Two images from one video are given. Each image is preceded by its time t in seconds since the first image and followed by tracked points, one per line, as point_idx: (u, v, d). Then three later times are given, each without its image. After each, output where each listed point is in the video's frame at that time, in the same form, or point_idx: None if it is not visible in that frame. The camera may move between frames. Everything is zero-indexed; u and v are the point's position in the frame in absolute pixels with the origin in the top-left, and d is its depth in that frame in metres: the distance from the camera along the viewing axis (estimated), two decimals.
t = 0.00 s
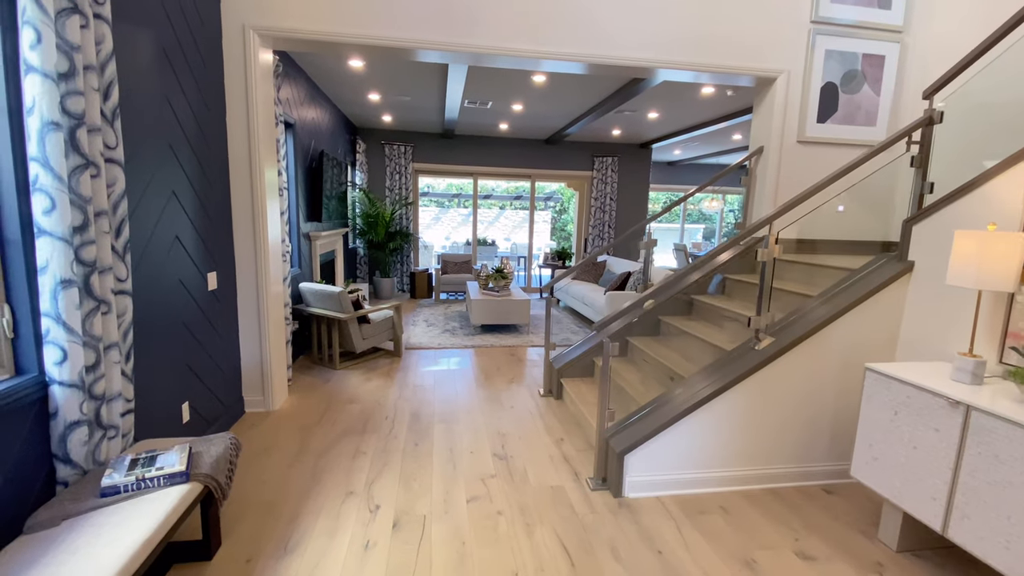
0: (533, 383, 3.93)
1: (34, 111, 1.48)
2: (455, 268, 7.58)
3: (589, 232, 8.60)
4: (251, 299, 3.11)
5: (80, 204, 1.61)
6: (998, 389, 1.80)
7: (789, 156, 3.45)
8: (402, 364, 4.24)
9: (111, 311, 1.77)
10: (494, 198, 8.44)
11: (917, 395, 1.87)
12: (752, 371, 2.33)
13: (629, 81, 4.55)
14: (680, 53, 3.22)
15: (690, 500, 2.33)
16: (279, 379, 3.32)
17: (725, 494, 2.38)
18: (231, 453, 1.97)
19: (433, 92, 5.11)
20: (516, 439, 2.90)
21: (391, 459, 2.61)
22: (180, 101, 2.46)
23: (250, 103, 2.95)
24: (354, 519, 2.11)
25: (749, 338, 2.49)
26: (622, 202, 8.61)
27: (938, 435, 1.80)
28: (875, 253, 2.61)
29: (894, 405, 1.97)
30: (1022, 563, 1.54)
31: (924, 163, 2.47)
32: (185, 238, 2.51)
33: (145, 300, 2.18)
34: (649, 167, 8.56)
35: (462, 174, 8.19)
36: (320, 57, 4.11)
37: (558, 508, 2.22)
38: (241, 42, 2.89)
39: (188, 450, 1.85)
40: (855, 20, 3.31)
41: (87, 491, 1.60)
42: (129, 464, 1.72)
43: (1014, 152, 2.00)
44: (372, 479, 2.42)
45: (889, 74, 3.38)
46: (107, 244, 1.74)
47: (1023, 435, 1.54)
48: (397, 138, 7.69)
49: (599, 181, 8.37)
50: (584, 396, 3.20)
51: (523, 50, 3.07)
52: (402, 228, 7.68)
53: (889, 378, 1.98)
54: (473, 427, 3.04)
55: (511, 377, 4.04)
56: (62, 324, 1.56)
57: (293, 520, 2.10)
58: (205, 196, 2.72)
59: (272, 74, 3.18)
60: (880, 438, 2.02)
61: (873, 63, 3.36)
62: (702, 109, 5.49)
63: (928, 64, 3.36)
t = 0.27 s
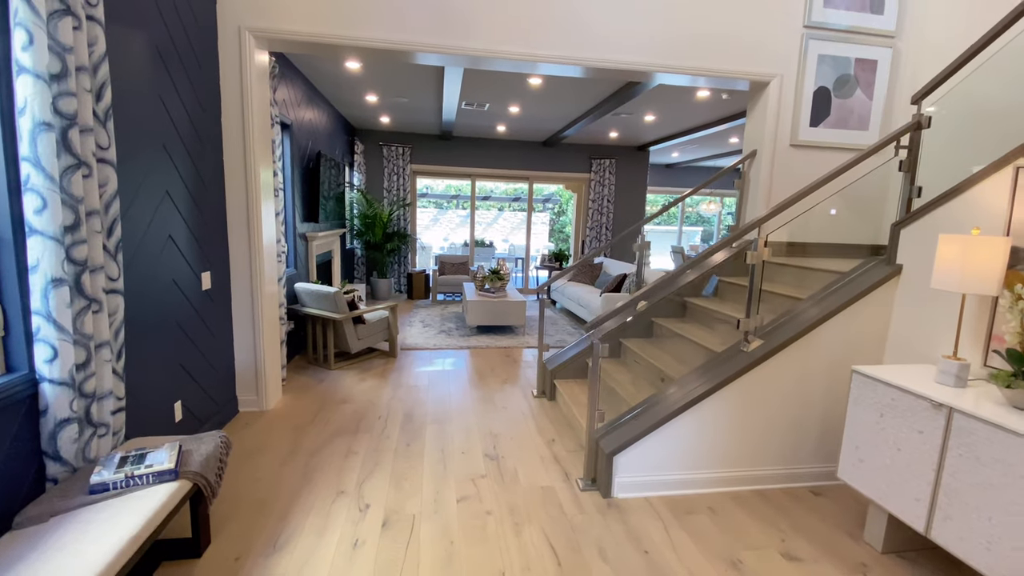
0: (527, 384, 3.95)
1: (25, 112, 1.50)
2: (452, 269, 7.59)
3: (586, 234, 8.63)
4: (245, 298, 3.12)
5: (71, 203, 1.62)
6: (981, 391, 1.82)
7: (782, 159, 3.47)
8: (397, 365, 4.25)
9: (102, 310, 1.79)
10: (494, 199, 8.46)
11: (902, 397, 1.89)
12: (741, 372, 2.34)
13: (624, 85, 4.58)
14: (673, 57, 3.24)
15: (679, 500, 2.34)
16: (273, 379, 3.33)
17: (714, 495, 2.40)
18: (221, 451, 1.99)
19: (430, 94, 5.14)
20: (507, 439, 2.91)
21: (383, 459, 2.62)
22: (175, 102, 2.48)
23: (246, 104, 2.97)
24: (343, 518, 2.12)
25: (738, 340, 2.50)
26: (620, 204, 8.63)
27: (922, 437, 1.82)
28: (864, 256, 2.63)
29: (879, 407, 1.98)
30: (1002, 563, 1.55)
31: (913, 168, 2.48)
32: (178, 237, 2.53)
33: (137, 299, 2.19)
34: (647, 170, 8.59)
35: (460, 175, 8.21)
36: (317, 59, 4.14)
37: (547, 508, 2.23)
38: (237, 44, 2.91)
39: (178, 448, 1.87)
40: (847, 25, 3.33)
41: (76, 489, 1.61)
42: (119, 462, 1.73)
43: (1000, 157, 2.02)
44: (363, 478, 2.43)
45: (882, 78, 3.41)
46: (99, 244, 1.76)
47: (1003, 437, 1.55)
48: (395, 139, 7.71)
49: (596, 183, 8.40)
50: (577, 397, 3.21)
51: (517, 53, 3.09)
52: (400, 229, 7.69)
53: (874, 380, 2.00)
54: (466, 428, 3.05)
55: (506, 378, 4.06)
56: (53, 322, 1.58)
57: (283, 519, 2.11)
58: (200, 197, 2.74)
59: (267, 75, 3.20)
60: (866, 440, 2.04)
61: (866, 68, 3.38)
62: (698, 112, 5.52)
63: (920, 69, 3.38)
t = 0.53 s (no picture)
0: (516, 384, 3.95)
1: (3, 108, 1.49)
2: (445, 269, 7.59)
3: (580, 236, 8.65)
4: (232, 297, 3.11)
5: (50, 200, 1.62)
6: (958, 394, 1.84)
7: (770, 163, 3.49)
8: (387, 365, 4.25)
9: (82, 307, 1.78)
10: (489, 200, 8.47)
11: (880, 400, 1.91)
12: (725, 373, 2.36)
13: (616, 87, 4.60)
14: (662, 60, 3.26)
15: (662, 502, 2.35)
16: (260, 378, 3.32)
17: (696, 496, 2.41)
18: (202, 450, 1.98)
19: (422, 95, 5.14)
20: (493, 440, 2.91)
21: (368, 459, 2.62)
22: (161, 99, 2.47)
23: (234, 102, 2.96)
24: (325, 518, 2.12)
25: (722, 341, 2.52)
26: (613, 206, 8.66)
27: (899, 439, 1.83)
28: (847, 259, 2.66)
29: (858, 410, 2.00)
30: (975, 565, 1.57)
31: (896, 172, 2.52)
32: (163, 235, 2.52)
33: (119, 297, 2.18)
34: (641, 172, 8.62)
35: (454, 176, 8.21)
36: (309, 58, 4.13)
37: (529, 509, 2.24)
38: (225, 42, 2.90)
39: (157, 447, 1.86)
40: (835, 31, 3.36)
41: (51, 486, 1.60)
42: (96, 460, 1.72)
43: (979, 163, 2.04)
44: (347, 478, 2.43)
45: (869, 84, 3.44)
46: (78, 241, 1.75)
47: (977, 440, 1.57)
48: (388, 139, 7.71)
49: (590, 185, 8.42)
50: (564, 398, 3.22)
51: (506, 55, 3.10)
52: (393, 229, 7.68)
53: (854, 382, 2.02)
54: (452, 428, 3.05)
55: (495, 379, 4.06)
56: (30, 319, 1.57)
57: (264, 518, 2.11)
58: (186, 195, 2.73)
59: (256, 73, 3.19)
60: (846, 442, 2.06)
61: (853, 74, 3.41)
62: (690, 115, 5.55)
63: (907, 76, 3.42)
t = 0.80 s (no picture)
0: (499, 385, 3.94)
1: None
2: (432, 270, 7.56)
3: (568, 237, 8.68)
4: (210, 295, 3.07)
5: (15, 194, 1.58)
6: (927, 395, 1.87)
7: (752, 166, 3.52)
8: (370, 364, 4.22)
9: (49, 304, 1.74)
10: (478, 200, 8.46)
11: (852, 400, 1.93)
12: (702, 373, 2.37)
13: (601, 89, 4.62)
14: (644, 62, 3.28)
15: (639, 502, 2.36)
16: (239, 377, 3.28)
17: (674, 496, 2.42)
18: (173, 450, 1.94)
19: (409, 94, 5.12)
20: (473, 440, 2.91)
21: (346, 459, 2.60)
22: (136, 94, 2.43)
23: (214, 98, 2.92)
24: (300, 519, 2.09)
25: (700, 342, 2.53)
26: (601, 208, 8.70)
27: (869, 440, 1.86)
28: (825, 262, 2.68)
29: (831, 410, 2.03)
30: (941, 563, 1.60)
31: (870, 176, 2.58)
32: (138, 232, 2.48)
33: (90, 294, 2.14)
34: (628, 174, 8.67)
35: (442, 176, 8.19)
36: (293, 55, 4.10)
37: (506, 509, 2.23)
38: (205, 37, 2.87)
39: (126, 447, 1.83)
40: (816, 36, 3.41)
41: (13, 487, 1.57)
42: (62, 460, 1.69)
43: (950, 168, 2.09)
44: (324, 479, 2.41)
45: (848, 89, 3.49)
46: (45, 237, 1.72)
47: (944, 440, 1.60)
48: (376, 138, 7.67)
49: (578, 186, 8.45)
50: (545, 398, 3.22)
51: (490, 54, 3.10)
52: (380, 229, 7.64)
53: (827, 383, 2.05)
54: (433, 428, 3.04)
55: (479, 379, 4.05)
56: None
57: (237, 520, 2.08)
58: (162, 191, 2.69)
59: (237, 69, 3.15)
60: (819, 442, 2.08)
61: (833, 79, 3.46)
62: (676, 118, 5.59)
63: (885, 82, 3.48)
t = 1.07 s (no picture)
0: (477, 385, 3.93)
1: None
2: (412, 269, 7.51)
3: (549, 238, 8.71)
4: (178, 294, 2.99)
5: None
6: (889, 393, 1.92)
7: (726, 168, 3.58)
8: (346, 365, 4.16)
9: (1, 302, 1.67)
10: (461, 200, 8.41)
11: (818, 398, 1.97)
12: (674, 372, 2.39)
13: (580, 91, 4.65)
14: (621, 64, 3.30)
15: (613, 500, 2.37)
16: (209, 378, 3.19)
17: (646, 494, 2.44)
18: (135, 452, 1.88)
19: (388, 92, 5.08)
20: (449, 440, 2.89)
21: (318, 461, 2.56)
22: (100, 86, 2.35)
23: (183, 92, 2.84)
24: (268, 522, 2.05)
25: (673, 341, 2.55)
26: (583, 209, 8.75)
27: (834, 436, 1.90)
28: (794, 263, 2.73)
29: (798, 408, 2.07)
30: (901, 556, 1.64)
31: (838, 178, 2.62)
32: (101, 229, 2.40)
33: (48, 293, 2.06)
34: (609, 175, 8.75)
35: (423, 175, 8.14)
36: (268, 50, 4.02)
37: (480, 509, 2.22)
38: (174, 29, 2.79)
39: (85, 449, 1.76)
40: (789, 42, 3.48)
41: None
42: (14, 463, 1.62)
43: (912, 172, 2.15)
44: (295, 481, 2.36)
45: (819, 95, 3.58)
46: None
47: (904, 436, 1.64)
48: (356, 136, 7.58)
49: (560, 187, 8.49)
50: (522, 398, 3.22)
51: (468, 53, 3.09)
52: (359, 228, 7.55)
53: (794, 381, 2.09)
54: (409, 429, 3.01)
55: (457, 379, 4.03)
56: None
57: (203, 524, 2.02)
58: (127, 186, 2.61)
59: (208, 63, 3.07)
60: (787, 439, 2.12)
61: (805, 84, 3.54)
62: (655, 121, 5.66)
63: (854, 88, 3.57)
